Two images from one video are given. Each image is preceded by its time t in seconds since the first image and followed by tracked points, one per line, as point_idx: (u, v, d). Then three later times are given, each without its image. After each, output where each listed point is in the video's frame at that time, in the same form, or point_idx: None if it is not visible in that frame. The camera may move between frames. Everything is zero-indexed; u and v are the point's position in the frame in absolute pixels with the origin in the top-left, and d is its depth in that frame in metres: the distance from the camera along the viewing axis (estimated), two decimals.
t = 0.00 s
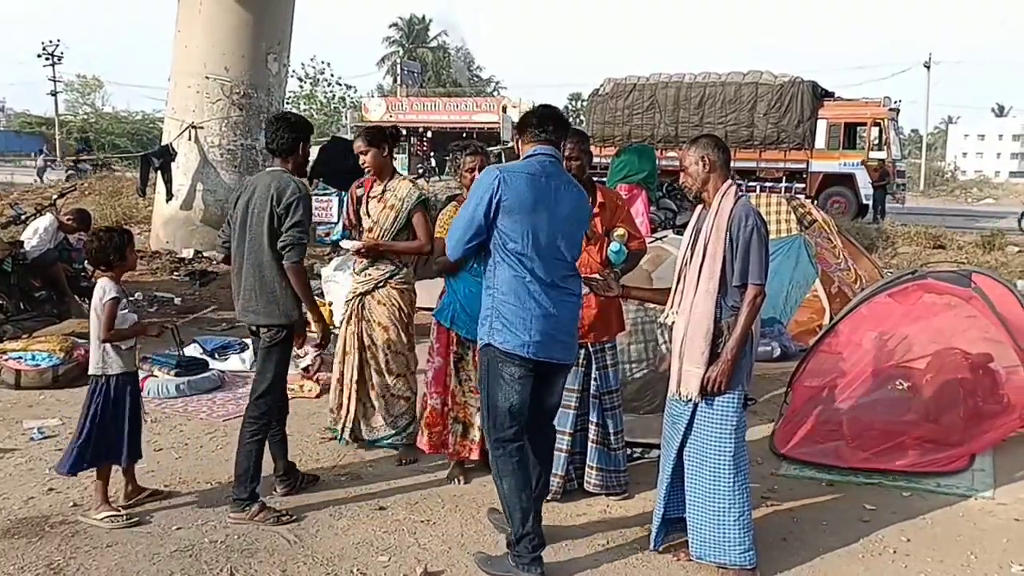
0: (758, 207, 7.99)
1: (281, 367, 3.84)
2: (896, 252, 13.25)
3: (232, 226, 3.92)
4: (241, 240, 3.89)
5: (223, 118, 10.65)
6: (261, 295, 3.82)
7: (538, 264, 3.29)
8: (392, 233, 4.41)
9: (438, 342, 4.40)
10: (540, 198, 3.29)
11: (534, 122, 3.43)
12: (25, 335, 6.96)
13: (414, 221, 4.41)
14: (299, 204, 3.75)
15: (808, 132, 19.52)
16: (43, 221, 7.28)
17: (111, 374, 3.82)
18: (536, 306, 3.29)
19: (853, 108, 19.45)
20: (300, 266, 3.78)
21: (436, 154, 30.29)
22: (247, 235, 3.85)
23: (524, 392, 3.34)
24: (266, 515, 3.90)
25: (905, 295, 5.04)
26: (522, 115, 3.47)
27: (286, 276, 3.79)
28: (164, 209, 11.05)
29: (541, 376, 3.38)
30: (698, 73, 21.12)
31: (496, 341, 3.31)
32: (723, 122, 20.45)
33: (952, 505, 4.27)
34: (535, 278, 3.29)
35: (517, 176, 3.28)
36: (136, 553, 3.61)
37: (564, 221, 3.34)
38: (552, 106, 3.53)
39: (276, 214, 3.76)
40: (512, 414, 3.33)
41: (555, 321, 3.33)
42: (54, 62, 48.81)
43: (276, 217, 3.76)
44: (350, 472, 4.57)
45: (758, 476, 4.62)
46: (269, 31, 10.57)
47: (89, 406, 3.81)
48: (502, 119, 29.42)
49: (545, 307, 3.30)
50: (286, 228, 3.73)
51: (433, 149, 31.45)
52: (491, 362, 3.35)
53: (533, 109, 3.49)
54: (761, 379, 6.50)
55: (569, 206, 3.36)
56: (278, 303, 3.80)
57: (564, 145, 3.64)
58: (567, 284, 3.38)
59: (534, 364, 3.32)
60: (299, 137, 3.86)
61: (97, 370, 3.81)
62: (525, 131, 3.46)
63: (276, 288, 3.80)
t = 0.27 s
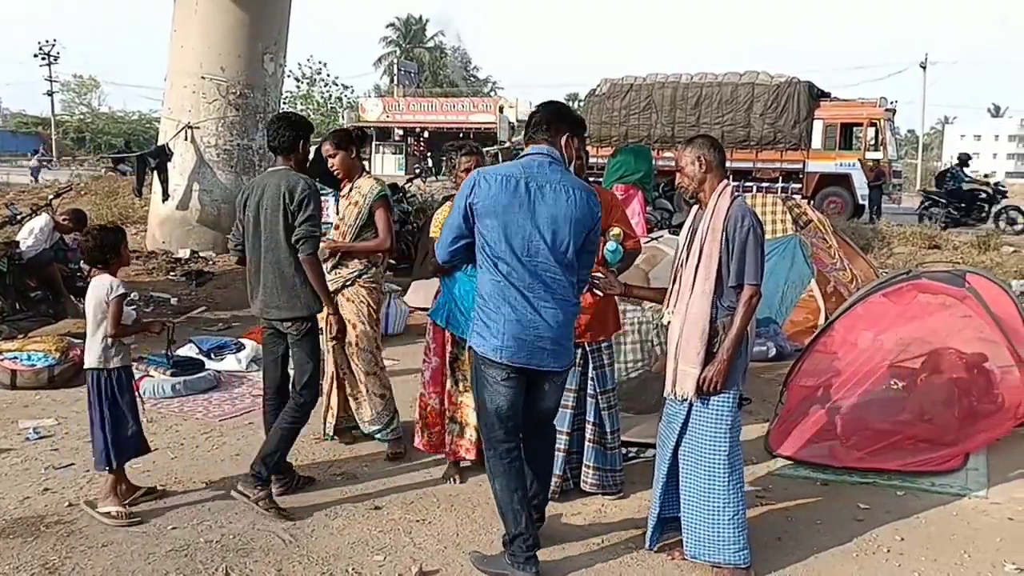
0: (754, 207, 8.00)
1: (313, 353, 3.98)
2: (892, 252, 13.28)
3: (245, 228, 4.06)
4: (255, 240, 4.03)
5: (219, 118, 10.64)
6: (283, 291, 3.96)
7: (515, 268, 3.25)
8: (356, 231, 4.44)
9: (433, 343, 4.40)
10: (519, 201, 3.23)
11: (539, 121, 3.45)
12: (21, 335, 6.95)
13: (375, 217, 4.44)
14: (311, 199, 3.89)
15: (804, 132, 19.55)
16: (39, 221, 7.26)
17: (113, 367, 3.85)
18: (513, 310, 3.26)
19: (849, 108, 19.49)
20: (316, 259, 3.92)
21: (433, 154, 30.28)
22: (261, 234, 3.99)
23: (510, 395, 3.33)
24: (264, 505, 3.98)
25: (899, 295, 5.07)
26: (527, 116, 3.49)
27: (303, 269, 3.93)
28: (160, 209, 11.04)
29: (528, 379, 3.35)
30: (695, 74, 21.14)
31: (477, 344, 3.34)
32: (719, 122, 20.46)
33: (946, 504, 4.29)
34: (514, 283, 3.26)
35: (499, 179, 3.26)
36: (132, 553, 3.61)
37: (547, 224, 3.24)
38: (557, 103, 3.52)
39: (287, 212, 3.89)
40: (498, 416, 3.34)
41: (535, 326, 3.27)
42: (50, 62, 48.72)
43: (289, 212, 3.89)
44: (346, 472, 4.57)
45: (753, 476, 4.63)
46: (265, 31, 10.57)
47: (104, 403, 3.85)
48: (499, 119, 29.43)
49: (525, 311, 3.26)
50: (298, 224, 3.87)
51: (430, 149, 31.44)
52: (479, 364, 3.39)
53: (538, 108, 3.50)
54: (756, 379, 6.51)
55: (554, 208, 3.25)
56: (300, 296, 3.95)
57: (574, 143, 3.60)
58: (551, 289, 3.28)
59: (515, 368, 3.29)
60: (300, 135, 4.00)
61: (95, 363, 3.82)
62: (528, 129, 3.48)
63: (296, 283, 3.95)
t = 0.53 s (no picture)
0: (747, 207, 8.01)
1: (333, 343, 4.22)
2: (885, 252, 13.32)
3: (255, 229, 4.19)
4: (264, 239, 4.15)
5: (212, 119, 10.62)
6: (298, 286, 4.08)
7: (497, 268, 3.28)
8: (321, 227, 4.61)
9: (426, 342, 4.41)
10: (501, 202, 3.25)
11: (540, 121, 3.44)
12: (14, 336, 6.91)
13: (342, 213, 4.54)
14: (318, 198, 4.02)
15: (798, 132, 19.59)
16: (31, 223, 7.24)
17: (92, 367, 3.84)
18: (495, 310, 3.30)
19: (843, 109, 19.55)
20: (326, 253, 4.04)
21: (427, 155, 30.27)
22: (271, 232, 4.11)
23: (500, 396, 3.34)
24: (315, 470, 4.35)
25: (891, 294, 5.11)
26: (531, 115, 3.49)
27: (314, 264, 4.05)
28: (154, 210, 11.01)
29: (518, 379, 3.35)
30: (689, 74, 21.16)
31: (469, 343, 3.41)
32: (713, 123, 20.49)
33: (937, 503, 4.30)
34: (498, 283, 3.29)
35: (486, 180, 3.30)
36: (124, 554, 3.61)
37: (528, 225, 3.22)
38: (560, 100, 3.51)
39: (297, 210, 4.03)
40: (488, 416, 3.37)
41: (518, 327, 3.27)
42: (43, 62, 48.56)
43: (298, 211, 4.03)
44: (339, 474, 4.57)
45: (746, 476, 4.63)
46: (259, 31, 10.56)
47: (86, 404, 3.82)
48: (493, 119, 29.43)
49: (508, 312, 3.28)
50: (308, 221, 4.01)
51: (424, 149, 31.41)
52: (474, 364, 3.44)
53: (541, 106, 3.47)
54: (749, 379, 6.51)
55: (535, 209, 3.22)
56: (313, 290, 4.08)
57: (576, 142, 3.57)
58: (533, 290, 3.26)
59: (501, 368, 3.32)
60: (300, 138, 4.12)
61: (75, 363, 3.82)
62: (531, 128, 3.48)
63: (308, 278, 4.08)
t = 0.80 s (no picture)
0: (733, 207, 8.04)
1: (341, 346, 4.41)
2: (871, 252, 13.38)
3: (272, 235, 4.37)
4: (282, 243, 4.33)
5: (198, 121, 10.58)
6: (316, 290, 4.26)
7: (484, 269, 3.31)
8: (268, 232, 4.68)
9: (414, 345, 4.38)
10: (487, 204, 3.28)
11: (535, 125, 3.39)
12: None
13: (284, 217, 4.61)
14: (339, 205, 4.27)
15: (784, 133, 19.65)
16: (16, 225, 7.20)
17: (43, 377, 3.86)
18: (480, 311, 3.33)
19: (829, 109, 19.65)
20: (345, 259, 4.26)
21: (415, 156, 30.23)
22: (291, 236, 4.30)
23: (487, 396, 3.36)
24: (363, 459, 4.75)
25: (876, 294, 5.09)
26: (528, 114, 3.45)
27: (332, 269, 4.25)
28: (140, 212, 10.96)
29: (505, 380, 3.37)
30: (676, 75, 21.21)
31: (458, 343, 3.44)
32: (700, 123, 20.54)
33: (922, 501, 4.33)
34: (485, 284, 3.32)
35: (476, 183, 3.35)
36: (110, 558, 3.59)
37: (511, 226, 3.23)
38: (557, 102, 3.44)
39: (319, 217, 4.26)
40: (476, 416, 3.39)
41: (501, 327, 3.28)
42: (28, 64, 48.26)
43: (320, 217, 4.25)
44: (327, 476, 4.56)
45: (733, 475, 4.65)
46: (245, 32, 10.53)
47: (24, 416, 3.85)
48: (481, 120, 29.42)
49: (493, 312, 3.30)
50: (329, 227, 4.23)
51: (412, 151, 31.37)
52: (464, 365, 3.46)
53: (538, 108, 3.42)
54: (736, 379, 6.54)
55: (518, 210, 3.22)
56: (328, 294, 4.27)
57: (571, 144, 3.50)
58: (516, 291, 3.26)
59: (487, 368, 3.34)
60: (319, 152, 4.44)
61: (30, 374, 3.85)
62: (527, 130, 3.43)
63: (325, 281, 4.26)
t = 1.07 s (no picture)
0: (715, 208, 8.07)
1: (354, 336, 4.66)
2: (851, 252, 13.47)
3: (300, 227, 4.65)
4: (311, 235, 4.62)
5: (179, 122, 10.52)
6: (342, 281, 4.57)
7: (469, 270, 3.31)
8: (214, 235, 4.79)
9: (393, 347, 4.38)
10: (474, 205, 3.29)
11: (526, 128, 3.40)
12: None
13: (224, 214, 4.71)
14: (367, 204, 4.59)
15: (766, 133, 19.75)
16: None
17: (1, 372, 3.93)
18: (464, 311, 3.33)
19: (809, 110, 19.83)
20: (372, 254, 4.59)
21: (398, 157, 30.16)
22: (320, 230, 4.59)
23: (472, 396, 3.36)
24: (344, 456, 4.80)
25: (856, 295, 5.10)
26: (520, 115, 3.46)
27: (360, 263, 4.59)
28: (120, 214, 10.89)
29: (490, 381, 3.37)
30: (658, 76, 21.28)
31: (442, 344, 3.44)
32: (683, 124, 20.62)
33: (901, 500, 4.37)
34: (469, 284, 3.32)
35: (464, 184, 3.36)
36: (89, 563, 3.57)
37: (497, 226, 3.24)
38: (550, 105, 3.45)
39: (350, 214, 4.57)
40: (460, 416, 3.39)
41: (485, 328, 3.28)
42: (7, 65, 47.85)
43: (351, 214, 4.57)
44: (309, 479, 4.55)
45: (714, 475, 4.67)
46: (226, 33, 10.48)
47: None
48: (465, 121, 29.40)
49: (478, 313, 3.30)
50: (362, 223, 4.56)
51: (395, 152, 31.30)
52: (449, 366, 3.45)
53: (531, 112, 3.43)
54: (718, 379, 6.57)
55: (505, 211, 3.23)
56: (352, 285, 4.59)
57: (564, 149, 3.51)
58: (501, 292, 3.27)
59: (470, 369, 3.33)
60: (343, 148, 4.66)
61: None
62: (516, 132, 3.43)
63: (350, 274, 4.59)
